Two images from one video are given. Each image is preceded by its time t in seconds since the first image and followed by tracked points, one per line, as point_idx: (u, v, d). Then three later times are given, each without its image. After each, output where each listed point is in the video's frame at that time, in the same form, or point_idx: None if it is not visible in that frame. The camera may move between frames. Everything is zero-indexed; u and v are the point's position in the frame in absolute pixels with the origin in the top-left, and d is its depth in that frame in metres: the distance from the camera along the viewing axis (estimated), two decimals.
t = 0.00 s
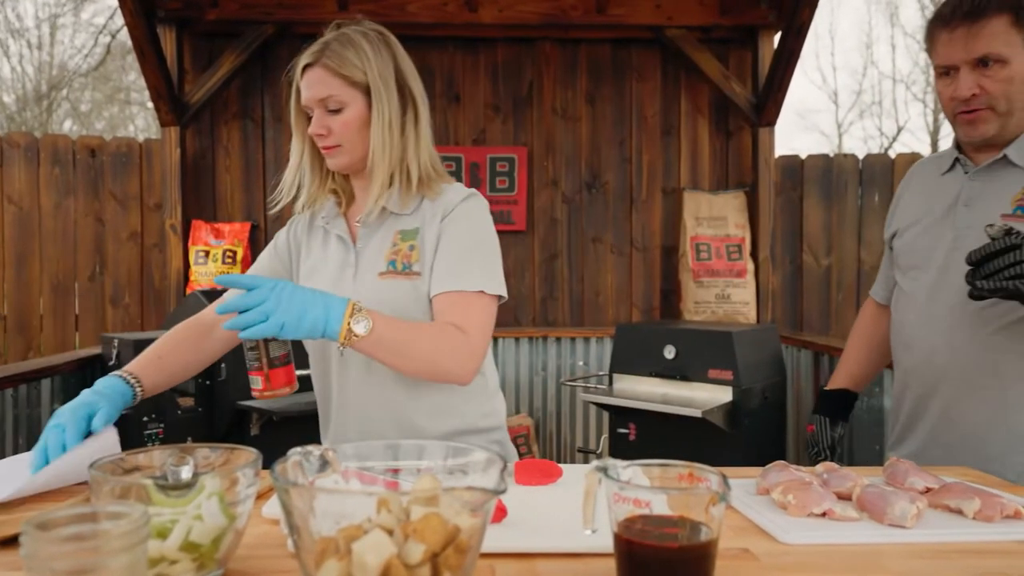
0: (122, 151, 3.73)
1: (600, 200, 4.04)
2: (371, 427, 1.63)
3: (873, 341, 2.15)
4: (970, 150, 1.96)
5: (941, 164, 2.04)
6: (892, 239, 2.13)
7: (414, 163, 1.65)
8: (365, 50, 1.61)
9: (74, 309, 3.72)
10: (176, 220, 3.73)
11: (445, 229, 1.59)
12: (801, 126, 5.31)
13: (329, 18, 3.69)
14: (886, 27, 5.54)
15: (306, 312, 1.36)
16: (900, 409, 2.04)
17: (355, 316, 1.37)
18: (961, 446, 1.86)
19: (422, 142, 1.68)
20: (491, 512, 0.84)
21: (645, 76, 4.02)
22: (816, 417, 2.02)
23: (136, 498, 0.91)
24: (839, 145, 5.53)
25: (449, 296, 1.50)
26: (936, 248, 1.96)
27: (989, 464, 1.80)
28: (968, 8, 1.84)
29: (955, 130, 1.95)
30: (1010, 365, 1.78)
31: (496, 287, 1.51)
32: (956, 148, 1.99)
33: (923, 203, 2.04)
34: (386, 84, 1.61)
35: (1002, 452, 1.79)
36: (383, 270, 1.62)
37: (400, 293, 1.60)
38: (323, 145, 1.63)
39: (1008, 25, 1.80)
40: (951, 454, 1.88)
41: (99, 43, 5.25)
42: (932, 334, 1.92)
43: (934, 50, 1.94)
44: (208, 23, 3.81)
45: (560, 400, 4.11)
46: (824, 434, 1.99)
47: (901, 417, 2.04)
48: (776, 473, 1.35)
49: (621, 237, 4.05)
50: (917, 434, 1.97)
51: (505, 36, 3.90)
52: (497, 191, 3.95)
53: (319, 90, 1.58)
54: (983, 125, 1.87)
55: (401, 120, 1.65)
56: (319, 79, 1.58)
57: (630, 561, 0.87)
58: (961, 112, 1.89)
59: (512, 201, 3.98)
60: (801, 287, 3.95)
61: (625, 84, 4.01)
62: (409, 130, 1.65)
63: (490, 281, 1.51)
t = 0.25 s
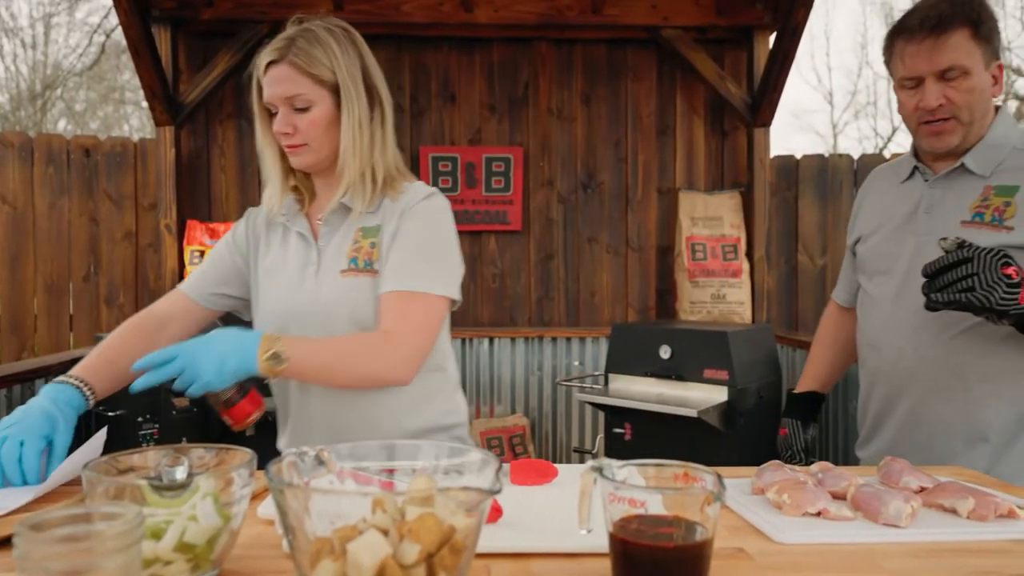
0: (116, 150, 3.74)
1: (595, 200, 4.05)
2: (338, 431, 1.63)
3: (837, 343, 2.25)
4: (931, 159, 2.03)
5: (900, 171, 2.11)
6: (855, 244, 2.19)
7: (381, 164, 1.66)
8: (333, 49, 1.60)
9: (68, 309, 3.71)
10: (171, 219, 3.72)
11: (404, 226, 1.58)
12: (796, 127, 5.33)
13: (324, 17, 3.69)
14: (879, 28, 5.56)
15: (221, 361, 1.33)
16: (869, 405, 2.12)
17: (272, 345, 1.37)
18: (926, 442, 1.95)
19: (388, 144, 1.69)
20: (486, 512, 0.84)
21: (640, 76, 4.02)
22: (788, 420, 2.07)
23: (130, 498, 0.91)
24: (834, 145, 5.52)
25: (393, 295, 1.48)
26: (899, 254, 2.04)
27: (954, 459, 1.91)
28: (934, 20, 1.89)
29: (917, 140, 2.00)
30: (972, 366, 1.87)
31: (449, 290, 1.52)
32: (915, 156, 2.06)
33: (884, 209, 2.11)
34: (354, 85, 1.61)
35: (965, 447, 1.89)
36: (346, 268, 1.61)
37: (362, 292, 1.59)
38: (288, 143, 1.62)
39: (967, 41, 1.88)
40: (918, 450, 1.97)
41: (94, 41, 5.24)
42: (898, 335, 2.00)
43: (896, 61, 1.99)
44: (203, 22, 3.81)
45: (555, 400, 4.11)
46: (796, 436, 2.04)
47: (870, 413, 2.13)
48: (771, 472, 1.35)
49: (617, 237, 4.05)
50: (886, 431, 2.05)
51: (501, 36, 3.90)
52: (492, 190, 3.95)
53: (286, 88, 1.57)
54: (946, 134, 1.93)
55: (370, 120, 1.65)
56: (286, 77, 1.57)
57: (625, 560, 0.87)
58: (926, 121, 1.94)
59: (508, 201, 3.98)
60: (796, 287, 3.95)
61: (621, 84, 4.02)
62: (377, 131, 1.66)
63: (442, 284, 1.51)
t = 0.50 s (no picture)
0: (111, 150, 3.71)
1: (591, 200, 4.05)
2: (271, 442, 1.62)
3: (809, 343, 2.18)
4: (902, 162, 1.99)
5: (872, 174, 2.06)
6: (829, 247, 2.13)
7: (330, 176, 1.63)
8: (292, 57, 1.57)
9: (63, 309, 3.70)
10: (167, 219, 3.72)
11: (336, 237, 1.55)
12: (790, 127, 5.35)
13: (320, 17, 3.68)
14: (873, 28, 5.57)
15: (131, 407, 1.34)
16: (847, 406, 2.07)
17: (174, 376, 1.36)
18: (904, 440, 1.91)
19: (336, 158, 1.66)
20: (482, 511, 0.84)
21: (637, 76, 4.02)
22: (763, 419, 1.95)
23: (123, 499, 0.91)
24: (830, 146, 5.61)
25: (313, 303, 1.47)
26: (875, 257, 1.98)
27: (933, 457, 1.86)
28: (908, 25, 1.86)
29: (889, 143, 1.96)
30: (953, 364, 1.83)
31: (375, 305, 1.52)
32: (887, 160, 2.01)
33: (859, 212, 2.05)
34: (312, 95, 1.59)
35: (944, 444, 1.85)
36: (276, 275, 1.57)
37: (292, 301, 1.57)
38: (237, 148, 1.57)
39: (939, 45, 1.85)
40: (896, 449, 1.93)
41: (87, 41, 5.06)
42: (876, 336, 1.95)
43: (869, 65, 1.95)
44: (198, 22, 3.80)
45: (551, 399, 4.11)
46: (770, 436, 1.91)
47: (846, 414, 2.08)
48: (766, 471, 1.36)
49: (613, 237, 4.06)
50: (864, 432, 2.01)
51: (496, 35, 3.90)
52: (487, 190, 3.95)
53: (241, 93, 1.53)
54: (919, 138, 1.89)
55: (323, 132, 1.62)
56: (241, 82, 1.53)
57: (621, 561, 0.87)
58: (899, 125, 1.90)
59: (503, 201, 3.98)
60: (792, 287, 3.97)
61: (616, 84, 4.02)
62: (330, 144, 1.64)
63: (368, 299, 1.51)
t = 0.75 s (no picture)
0: (106, 150, 3.72)
1: (588, 200, 4.05)
2: (240, 436, 1.71)
3: (795, 343, 2.18)
4: (888, 163, 1.99)
5: (859, 174, 2.06)
6: (816, 246, 2.14)
7: (289, 177, 1.68)
8: (254, 60, 1.61)
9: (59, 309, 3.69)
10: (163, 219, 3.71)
11: (301, 236, 1.61)
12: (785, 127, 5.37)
13: (316, 16, 3.68)
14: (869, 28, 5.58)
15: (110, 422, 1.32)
16: (834, 405, 2.07)
17: (146, 384, 1.35)
18: (890, 438, 1.91)
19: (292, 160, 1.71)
20: (478, 511, 0.84)
21: (633, 76, 4.02)
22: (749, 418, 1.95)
23: (119, 499, 0.91)
24: (825, 146, 5.64)
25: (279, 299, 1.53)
26: (862, 256, 1.99)
27: (918, 454, 1.86)
28: (890, 27, 1.88)
29: (873, 144, 1.97)
30: (940, 361, 1.83)
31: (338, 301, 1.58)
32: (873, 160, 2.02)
33: (846, 211, 2.05)
34: (273, 98, 1.64)
35: (930, 441, 1.84)
36: (241, 276, 1.61)
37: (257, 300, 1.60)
38: (200, 151, 1.59)
39: (922, 48, 1.85)
40: (883, 447, 1.92)
41: (84, 40, 5.15)
42: (862, 334, 1.96)
43: (855, 65, 1.96)
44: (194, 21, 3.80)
45: (548, 399, 4.12)
46: (758, 434, 1.92)
47: (833, 412, 2.08)
48: (762, 471, 1.36)
49: (609, 238, 4.06)
50: (850, 429, 2.00)
51: (492, 35, 3.90)
52: (484, 190, 3.95)
53: (207, 97, 1.56)
54: (899, 140, 1.90)
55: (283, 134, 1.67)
56: (204, 85, 1.56)
57: (616, 560, 0.87)
58: (881, 126, 1.91)
59: (500, 201, 3.99)
60: (788, 287, 3.97)
61: (613, 84, 4.02)
62: (288, 145, 1.69)
63: (332, 296, 1.57)
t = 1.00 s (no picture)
0: (104, 150, 3.80)
1: (587, 200, 4.05)
2: (227, 436, 1.72)
3: (794, 342, 2.18)
4: (883, 162, 1.99)
5: (856, 174, 2.06)
6: (813, 244, 2.14)
7: (270, 176, 1.68)
8: (236, 58, 1.61)
9: (57, 309, 3.68)
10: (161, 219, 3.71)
11: (288, 233, 1.63)
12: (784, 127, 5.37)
13: (315, 16, 3.68)
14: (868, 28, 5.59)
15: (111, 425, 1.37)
16: (828, 403, 2.07)
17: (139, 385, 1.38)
18: (883, 437, 1.90)
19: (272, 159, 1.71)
20: (477, 511, 0.83)
21: (632, 76, 4.03)
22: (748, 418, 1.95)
23: (117, 500, 0.91)
24: (824, 145, 5.65)
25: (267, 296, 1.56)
26: (857, 254, 1.99)
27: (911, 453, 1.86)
28: (878, 31, 1.89)
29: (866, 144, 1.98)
30: (932, 359, 1.83)
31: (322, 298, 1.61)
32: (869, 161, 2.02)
33: (842, 210, 2.06)
34: (255, 96, 1.64)
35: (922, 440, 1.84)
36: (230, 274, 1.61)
37: (243, 298, 1.60)
38: (183, 150, 1.59)
39: (913, 50, 1.86)
40: (875, 445, 1.92)
41: (82, 40, 5.13)
42: (856, 331, 1.96)
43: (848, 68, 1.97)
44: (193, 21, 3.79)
45: (547, 399, 4.12)
46: (757, 434, 1.92)
47: (826, 411, 2.08)
48: (761, 471, 1.36)
49: (608, 238, 4.06)
50: (843, 428, 2.00)
51: (492, 35, 3.90)
52: (483, 190, 3.95)
53: (190, 97, 1.56)
54: (890, 141, 1.91)
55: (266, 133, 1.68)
56: (186, 84, 1.56)
57: (615, 560, 0.87)
58: (872, 128, 1.92)
59: (499, 201, 3.98)
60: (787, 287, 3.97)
61: (612, 84, 4.02)
62: (270, 143, 1.69)
63: (319, 291, 1.60)
